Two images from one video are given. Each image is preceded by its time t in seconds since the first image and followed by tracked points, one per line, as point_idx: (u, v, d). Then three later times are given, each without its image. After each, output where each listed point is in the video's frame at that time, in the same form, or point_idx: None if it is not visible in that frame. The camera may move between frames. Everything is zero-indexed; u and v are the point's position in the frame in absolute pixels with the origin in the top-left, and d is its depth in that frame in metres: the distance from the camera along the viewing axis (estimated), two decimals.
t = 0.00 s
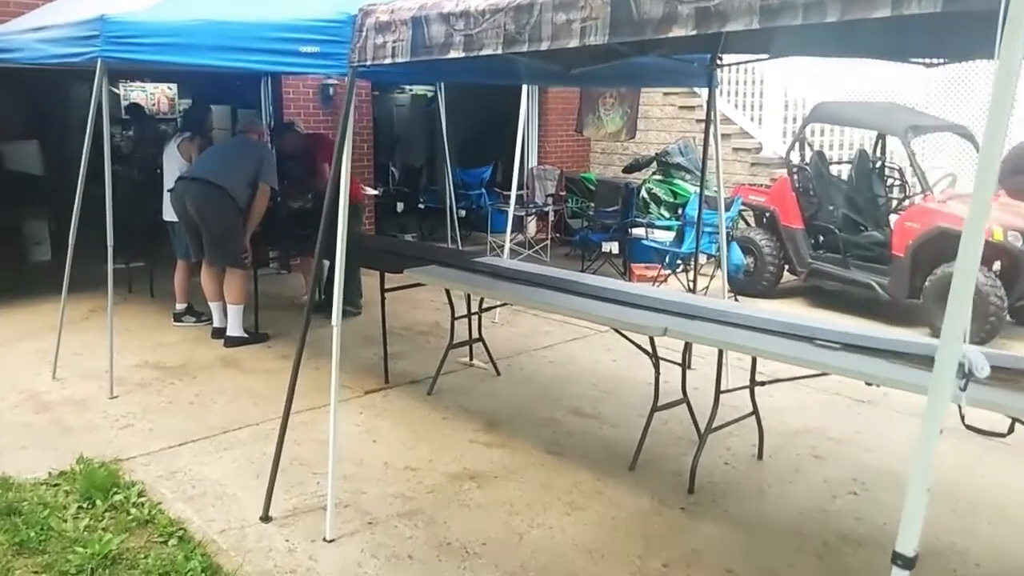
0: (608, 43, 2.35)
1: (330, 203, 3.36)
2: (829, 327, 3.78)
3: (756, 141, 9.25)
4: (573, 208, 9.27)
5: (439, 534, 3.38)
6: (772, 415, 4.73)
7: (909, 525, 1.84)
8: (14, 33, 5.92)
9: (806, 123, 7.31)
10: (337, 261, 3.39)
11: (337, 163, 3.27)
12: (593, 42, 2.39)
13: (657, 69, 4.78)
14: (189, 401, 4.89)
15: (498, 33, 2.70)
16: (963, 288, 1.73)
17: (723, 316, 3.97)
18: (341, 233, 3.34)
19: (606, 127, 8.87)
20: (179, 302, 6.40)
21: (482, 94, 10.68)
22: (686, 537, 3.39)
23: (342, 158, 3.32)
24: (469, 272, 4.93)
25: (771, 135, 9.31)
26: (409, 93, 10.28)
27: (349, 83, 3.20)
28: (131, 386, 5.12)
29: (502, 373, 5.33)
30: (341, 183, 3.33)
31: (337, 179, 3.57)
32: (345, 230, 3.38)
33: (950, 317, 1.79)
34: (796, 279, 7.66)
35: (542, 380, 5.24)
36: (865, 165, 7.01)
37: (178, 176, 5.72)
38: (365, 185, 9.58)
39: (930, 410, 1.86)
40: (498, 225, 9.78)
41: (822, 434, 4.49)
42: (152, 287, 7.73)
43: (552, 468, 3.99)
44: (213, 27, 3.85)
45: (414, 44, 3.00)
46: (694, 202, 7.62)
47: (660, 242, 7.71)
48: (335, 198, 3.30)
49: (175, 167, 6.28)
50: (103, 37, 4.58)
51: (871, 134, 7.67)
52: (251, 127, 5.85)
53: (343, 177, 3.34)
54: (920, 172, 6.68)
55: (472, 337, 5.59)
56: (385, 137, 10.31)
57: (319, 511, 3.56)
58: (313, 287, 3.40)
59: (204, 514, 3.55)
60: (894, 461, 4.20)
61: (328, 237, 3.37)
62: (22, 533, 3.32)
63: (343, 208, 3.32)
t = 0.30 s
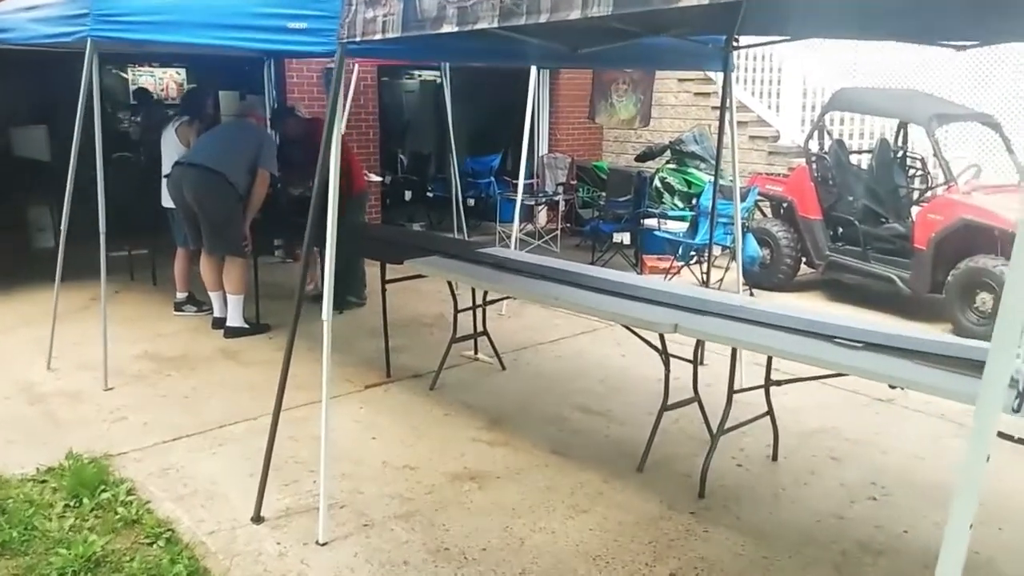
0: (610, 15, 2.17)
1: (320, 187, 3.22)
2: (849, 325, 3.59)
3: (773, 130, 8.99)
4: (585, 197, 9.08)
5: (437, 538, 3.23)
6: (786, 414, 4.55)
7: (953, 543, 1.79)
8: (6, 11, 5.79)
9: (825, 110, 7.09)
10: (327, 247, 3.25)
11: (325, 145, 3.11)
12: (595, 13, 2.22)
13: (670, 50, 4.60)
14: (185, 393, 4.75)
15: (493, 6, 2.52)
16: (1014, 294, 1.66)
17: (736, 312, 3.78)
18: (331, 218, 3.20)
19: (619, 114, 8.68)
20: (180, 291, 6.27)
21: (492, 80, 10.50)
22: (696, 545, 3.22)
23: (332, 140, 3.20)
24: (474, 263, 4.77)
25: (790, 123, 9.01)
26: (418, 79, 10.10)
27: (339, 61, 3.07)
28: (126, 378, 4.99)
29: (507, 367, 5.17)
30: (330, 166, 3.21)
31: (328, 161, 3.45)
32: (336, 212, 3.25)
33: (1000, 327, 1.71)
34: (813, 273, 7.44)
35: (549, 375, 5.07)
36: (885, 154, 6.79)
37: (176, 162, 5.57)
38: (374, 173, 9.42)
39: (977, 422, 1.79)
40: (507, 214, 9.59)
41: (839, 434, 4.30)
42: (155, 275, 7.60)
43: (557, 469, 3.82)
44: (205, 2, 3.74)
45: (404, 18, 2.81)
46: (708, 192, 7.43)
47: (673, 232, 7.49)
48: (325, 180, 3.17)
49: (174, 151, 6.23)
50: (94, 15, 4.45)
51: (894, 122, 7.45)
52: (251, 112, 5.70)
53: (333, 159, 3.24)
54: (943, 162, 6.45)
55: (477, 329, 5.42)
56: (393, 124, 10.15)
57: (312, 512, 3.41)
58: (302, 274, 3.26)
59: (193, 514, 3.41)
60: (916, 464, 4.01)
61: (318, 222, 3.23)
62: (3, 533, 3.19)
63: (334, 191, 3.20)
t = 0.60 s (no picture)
0: None
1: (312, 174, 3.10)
2: (869, 322, 3.39)
3: (788, 118, 8.81)
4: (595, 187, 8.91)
5: (436, 544, 3.08)
6: (802, 413, 4.38)
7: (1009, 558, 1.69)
8: None
9: (842, 98, 6.88)
10: (320, 237, 3.14)
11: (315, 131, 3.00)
12: None
13: (682, 35, 4.41)
14: (181, 389, 4.61)
15: None
16: None
17: (751, 308, 3.61)
18: (324, 207, 3.10)
19: (630, 102, 8.50)
20: (179, 282, 6.13)
21: (500, 68, 10.32)
22: (708, 553, 3.06)
23: (323, 126, 3.09)
24: (479, 256, 4.60)
25: (804, 111, 8.80)
26: (425, 67, 9.91)
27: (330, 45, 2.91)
28: (122, 372, 4.85)
29: (513, 363, 5.01)
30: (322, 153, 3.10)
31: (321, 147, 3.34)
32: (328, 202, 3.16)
33: None
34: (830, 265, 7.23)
35: (556, 370, 4.92)
36: (904, 143, 6.58)
37: (174, 150, 5.42)
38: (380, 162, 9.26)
39: None
40: (516, 204, 9.42)
41: (857, 435, 4.13)
42: (156, 265, 7.46)
43: (563, 470, 3.67)
44: None
45: None
46: (722, 181, 7.24)
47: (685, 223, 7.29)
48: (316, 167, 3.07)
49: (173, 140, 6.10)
50: None
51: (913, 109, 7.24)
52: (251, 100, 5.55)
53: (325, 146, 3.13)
54: (965, 152, 6.24)
55: (483, 323, 5.26)
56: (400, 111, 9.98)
57: (307, 516, 3.27)
58: (295, 265, 3.13)
59: (183, 518, 3.27)
60: (938, 467, 3.84)
61: (310, 211, 3.13)
62: None
63: (325, 179, 3.10)
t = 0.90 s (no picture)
0: None
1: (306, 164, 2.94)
2: (894, 323, 3.21)
3: (797, 112, 8.56)
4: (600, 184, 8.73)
5: (435, 562, 2.91)
6: (818, 419, 4.20)
7: None
8: None
9: (855, 91, 6.68)
10: (314, 236, 2.97)
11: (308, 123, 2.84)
12: None
13: (693, 24, 4.23)
14: (174, 395, 4.46)
15: None
16: None
17: (768, 309, 3.42)
18: (317, 206, 2.93)
19: (637, 98, 8.29)
20: (176, 284, 5.98)
21: (505, 64, 10.14)
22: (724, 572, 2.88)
23: (317, 117, 2.93)
24: (482, 256, 4.43)
25: (815, 106, 8.55)
26: (430, 64, 9.69)
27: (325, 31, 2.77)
28: (114, 377, 4.71)
29: (518, 366, 4.84)
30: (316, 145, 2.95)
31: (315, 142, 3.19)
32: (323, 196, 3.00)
33: None
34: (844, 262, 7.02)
35: (562, 374, 4.74)
36: (919, 136, 6.39)
37: (170, 148, 5.25)
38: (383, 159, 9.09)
39: None
40: (521, 202, 9.24)
41: (876, 442, 3.95)
42: (153, 266, 7.32)
43: (570, 481, 3.49)
44: None
45: None
46: (730, 177, 7.08)
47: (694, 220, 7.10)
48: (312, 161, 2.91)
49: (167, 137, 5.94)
50: None
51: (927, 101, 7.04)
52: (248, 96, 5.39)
53: (319, 141, 2.97)
54: (983, 145, 6.05)
55: (486, 325, 5.09)
56: (404, 109, 9.80)
57: (301, 532, 3.10)
58: (286, 267, 2.97)
59: (170, 533, 3.12)
60: (964, 476, 3.65)
61: (303, 209, 2.95)
62: None
63: (319, 175, 2.94)
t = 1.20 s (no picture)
0: None
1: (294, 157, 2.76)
2: (920, 330, 3.03)
3: (809, 106, 8.42)
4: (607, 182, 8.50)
5: None
6: (837, 427, 4.01)
7: None
8: None
9: (871, 84, 6.48)
10: (303, 240, 2.79)
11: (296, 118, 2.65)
12: None
13: (705, 13, 4.04)
14: (166, 406, 4.29)
15: None
16: None
17: (787, 314, 3.24)
18: (306, 207, 2.75)
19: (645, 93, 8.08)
20: (171, 289, 5.82)
21: (508, 60, 9.97)
22: None
23: (305, 114, 2.76)
24: (484, 260, 4.25)
25: (828, 99, 8.39)
26: (432, 60, 9.61)
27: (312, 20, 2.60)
28: (104, 388, 4.54)
29: (522, 372, 4.66)
30: (303, 143, 2.78)
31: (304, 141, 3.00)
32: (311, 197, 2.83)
33: None
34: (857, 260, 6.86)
35: (568, 381, 4.56)
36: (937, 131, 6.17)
37: (160, 150, 5.08)
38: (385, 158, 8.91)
39: None
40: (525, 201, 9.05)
41: (899, 451, 3.76)
42: (150, 271, 7.15)
43: (577, 497, 3.31)
44: None
45: None
46: (742, 174, 6.78)
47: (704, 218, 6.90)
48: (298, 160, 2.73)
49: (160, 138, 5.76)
50: None
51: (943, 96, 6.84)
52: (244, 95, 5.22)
53: (306, 139, 2.77)
54: (1004, 138, 5.83)
55: (489, 330, 4.91)
56: (407, 107, 9.69)
57: (294, 555, 2.93)
58: (275, 273, 2.78)
59: (155, 557, 2.94)
60: (994, 488, 3.45)
61: (291, 212, 2.77)
62: None
63: (308, 175, 2.77)
